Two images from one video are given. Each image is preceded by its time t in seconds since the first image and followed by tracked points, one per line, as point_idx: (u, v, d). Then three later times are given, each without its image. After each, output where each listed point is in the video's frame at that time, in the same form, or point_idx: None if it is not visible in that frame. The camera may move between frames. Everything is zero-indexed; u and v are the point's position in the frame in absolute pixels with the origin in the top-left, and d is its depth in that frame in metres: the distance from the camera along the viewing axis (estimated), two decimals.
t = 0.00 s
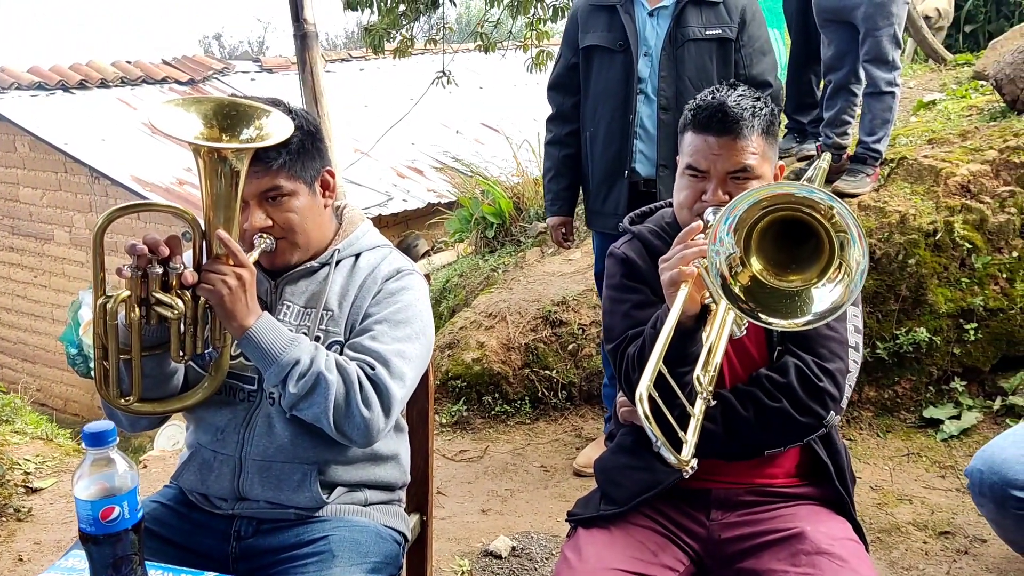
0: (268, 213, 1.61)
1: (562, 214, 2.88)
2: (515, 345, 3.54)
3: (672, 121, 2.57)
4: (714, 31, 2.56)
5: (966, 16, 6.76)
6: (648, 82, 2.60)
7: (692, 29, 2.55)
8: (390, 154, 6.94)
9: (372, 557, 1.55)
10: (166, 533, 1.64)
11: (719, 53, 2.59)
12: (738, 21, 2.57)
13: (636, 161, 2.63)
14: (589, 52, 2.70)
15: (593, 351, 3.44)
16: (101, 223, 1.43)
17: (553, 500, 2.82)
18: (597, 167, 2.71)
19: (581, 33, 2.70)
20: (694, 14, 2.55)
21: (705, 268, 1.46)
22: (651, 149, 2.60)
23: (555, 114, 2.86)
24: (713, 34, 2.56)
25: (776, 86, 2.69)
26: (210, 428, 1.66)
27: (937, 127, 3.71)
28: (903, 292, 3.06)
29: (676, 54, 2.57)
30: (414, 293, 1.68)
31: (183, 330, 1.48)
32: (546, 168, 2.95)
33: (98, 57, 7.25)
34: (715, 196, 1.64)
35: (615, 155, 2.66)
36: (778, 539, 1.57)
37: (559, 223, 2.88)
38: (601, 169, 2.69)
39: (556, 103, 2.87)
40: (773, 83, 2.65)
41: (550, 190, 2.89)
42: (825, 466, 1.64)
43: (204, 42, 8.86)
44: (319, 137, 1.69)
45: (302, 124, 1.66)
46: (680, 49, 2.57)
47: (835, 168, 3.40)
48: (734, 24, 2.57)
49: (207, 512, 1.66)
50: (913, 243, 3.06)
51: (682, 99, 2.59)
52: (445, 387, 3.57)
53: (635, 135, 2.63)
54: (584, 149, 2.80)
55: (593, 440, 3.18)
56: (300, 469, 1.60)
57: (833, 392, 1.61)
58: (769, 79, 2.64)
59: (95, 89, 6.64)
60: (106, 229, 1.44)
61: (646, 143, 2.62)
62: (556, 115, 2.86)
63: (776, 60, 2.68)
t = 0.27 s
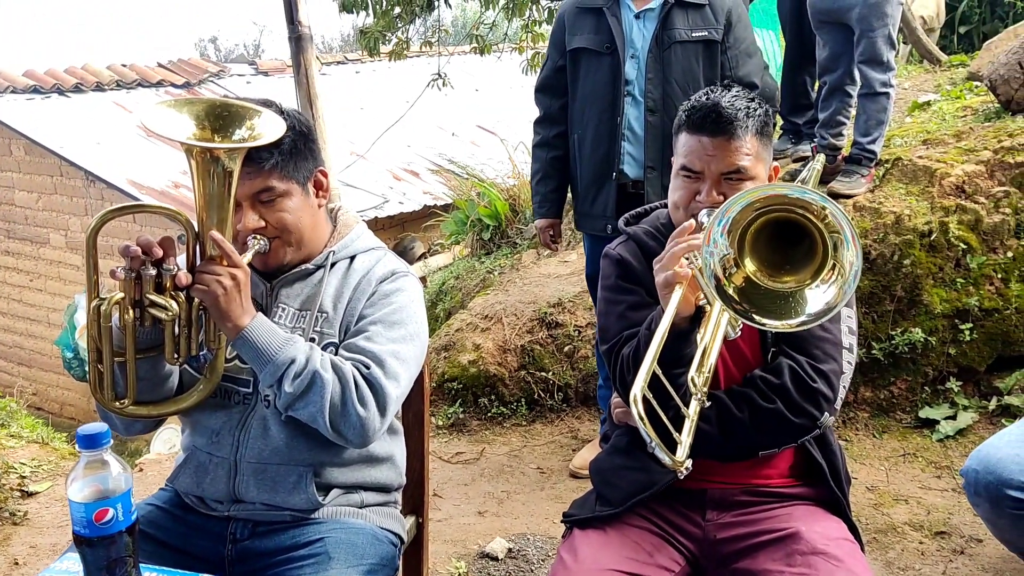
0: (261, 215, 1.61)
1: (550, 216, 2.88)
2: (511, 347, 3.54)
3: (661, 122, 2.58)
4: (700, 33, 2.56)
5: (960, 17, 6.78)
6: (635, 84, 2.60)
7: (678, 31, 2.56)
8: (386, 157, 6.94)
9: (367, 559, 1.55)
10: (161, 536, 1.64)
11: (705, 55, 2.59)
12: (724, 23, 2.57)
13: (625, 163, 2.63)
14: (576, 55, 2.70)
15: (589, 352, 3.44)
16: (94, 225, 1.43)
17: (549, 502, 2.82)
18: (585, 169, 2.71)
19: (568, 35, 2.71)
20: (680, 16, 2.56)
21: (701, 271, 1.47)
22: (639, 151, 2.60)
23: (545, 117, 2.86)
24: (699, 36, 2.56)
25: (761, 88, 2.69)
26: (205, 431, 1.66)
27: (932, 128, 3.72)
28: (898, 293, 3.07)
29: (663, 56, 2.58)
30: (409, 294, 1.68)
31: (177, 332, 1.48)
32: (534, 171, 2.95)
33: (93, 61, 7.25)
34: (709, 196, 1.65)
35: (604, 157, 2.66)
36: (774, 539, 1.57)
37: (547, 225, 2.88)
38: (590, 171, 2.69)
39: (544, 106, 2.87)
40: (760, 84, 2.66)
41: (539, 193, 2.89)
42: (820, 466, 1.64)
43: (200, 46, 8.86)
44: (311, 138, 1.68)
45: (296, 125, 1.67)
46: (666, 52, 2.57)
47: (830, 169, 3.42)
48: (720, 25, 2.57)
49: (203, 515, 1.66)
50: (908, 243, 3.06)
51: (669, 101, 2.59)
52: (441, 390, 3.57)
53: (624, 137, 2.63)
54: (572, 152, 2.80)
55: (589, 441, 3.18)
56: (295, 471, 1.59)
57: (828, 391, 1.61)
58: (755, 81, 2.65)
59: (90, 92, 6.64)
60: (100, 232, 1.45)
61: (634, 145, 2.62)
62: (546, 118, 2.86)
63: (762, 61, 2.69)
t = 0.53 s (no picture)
0: (257, 215, 1.61)
1: (542, 217, 2.88)
2: (508, 348, 3.54)
3: (652, 123, 2.58)
4: (691, 33, 2.56)
5: (956, 18, 6.79)
6: (627, 84, 2.61)
7: (669, 31, 2.56)
8: (383, 158, 6.94)
9: (364, 561, 1.55)
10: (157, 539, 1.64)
11: (697, 55, 2.59)
12: (715, 24, 2.57)
13: (617, 163, 2.63)
14: (568, 56, 2.70)
15: (586, 354, 3.43)
16: (91, 221, 1.44)
17: (547, 503, 2.81)
18: (578, 170, 2.70)
19: (559, 37, 2.71)
20: (671, 16, 2.56)
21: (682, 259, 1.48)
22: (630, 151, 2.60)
23: (538, 119, 2.86)
24: (690, 36, 2.56)
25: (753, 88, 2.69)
26: (201, 432, 1.66)
27: (928, 128, 3.73)
28: (895, 293, 3.07)
29: (654, 57, 2.58)
30: (404, 293, 1.68)
31: (170, 330, 1.48)
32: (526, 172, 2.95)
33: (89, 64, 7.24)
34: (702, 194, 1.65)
35: (596, 158, 2.66)
36: (772, 539, 1.57)
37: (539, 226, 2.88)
38: (582, 171, 2.69)
39: (535, 107, 2.86)
40: (752, 83, 2.66)
41: (532, 194, 2.89)
42: (817, 466, 1.64)
43: (196, 48, 8.85)
44: (309, 140, 1.69)
45: (293, 125, 1.67)
46: (658, 52, 2.57)
47: (826, 169, 3.42)
48: (711, 25, 2.57)
49: (199, 517, 1.66)
50: (905, 243, 3.07)
51: (660, 101, 2.59)
52: (438, 391, 3.57)
53: (615, 137, 2.63)
54: (564, 153, 2.80)
55: (586, 443, 3.18)
56: (291, 472, 1.59)
57: (824, 390, 1.61)
58: (746, 81, 2.64)
59: (86, 95, 6.63)
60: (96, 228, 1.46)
61: (626, 145, 2.62)
62: (539, 120, 2.86)
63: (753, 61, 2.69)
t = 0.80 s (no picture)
0: (258, 216, 1.61)
1: (538, 219, 2.88)
2: (505, 349, 3.54)
3: (646, 124, 2.58)
4: (685, 35, 2.57)
5: (952, 18, 6.80)
6: (621, 85, 2.61)
7: (664, 33, 2.56)
8: (380, 160, 6.94)
9: (361, 563, 1.55)
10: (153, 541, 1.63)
11: (691, 57, 2.60)
12: (709, 25, 2.59)
13: (611, 164, 2.64)
14: (563, 57, 2.71)
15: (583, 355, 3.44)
16: (93, 222, 1.43)
17: (544, 504, 2.82)
18: (573, 170, 2.70)
19: (554, 38, 2.71)
20: (665, 18, 2.57)
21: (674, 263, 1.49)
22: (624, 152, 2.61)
23: (534, 120, 2.86)
24: (684, 38, 2.57)
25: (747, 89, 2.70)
26: (198, 433, 1.66)
27: (924, 129, 3.74)
28: (892, 293, 3.07)
29: (648, 58, 2.58)
30: (402, 294, 1.68)
31: (172, 331, 1.48)
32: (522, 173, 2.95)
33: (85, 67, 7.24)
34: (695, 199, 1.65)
35: (590, 159, 2.66)
36: (768, 539, 1.57)
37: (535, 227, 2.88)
38: (577, 172, 2.69)
39: (531, 109, 2.87)
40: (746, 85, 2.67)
41: (528, 195, 2.89)
42: (812, 466, 1.64)
43: (193, 51, 8.85)
44: (310, 140, 1.69)
45: (294, 126, 1.67)
46: (652, 53, 2.58)
47: (822, 169, 3.40)
48: (705, 27, 2.58)
49: (195, 520, 1.66)
50: (901, 243, 3.07)
51: (654, 102, 2.60)
52: (435, 393, 3.57)
53: (609, 138, 2.63)
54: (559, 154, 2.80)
55: (584, 444, 3.18)
56: (288, 472, 1.59)
57: (818, 391, 1.61)
58: (741, 82, 2.65)
59: (83, 98, 6.63)
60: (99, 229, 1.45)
61: (620, 146, 2.62)
62: (535, 121, 2.86)
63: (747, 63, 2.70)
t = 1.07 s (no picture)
0: (256, 213, 1.62)
1: (534, 220, 2.89)
2: (502, 352, 3.55)
3: (641, 127, 2.59)
4: (679, 38, 2.58)
5: (948, 20, 6.83)
6: (615, 88, 2.62)
7: (657, 36, 2.57)
8: (377, 163, 6.95)
9: (361, 560, 1.55)
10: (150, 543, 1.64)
11: (685, 60, 2.61)
12: (703, 29, 2.60)
13: (605, 166, 2.65)
14: (557, 60, 2.72)
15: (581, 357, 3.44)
16: (91, 221, 1.45)
17: (542, 506, 2.82)
18: (567, 173, 2.71)
19: (549, 41, 2.72)
20: (659, 21, 2.57)
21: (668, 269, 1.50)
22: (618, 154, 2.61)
23: (529, 122, 2.87)
24: (678, 41, 2.58)
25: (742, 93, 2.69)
26: (195, 431, 1.66)
27: (920, 130, 3.75)
28: (888, 294, 3.08)
29: (642, 61, 2.59)
30: (401, 292, 1.69)
31: (171, 328, 1.49)
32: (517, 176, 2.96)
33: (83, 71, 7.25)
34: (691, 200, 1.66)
35: (585, 160, 2.67)
36: (765, 539, 1.58)
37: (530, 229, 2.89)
38: (571, 174, 2.70)
39: (526, 111, 2.88)
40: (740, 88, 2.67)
41: (525, 197, 2.90)
42: (809, 467, 1.65)
43: (190, 55, 8.86)
44: (307, 140, 1.69)
45: (292, 126, 1.67)
46: (646, 56, 2.59)
47: (818, 171, 3.40)
48: (699, 30, 2.59)
49: (192, 521, 1.66)
50: (898, 245, 3.08)
51: (648, 105, 2.60)
52: (433, 395, 3.57)
53: (603, 140, 2.64)
54: (554, 155, 2.81)
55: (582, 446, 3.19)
56: (286, 471, 1.60)
57: (814, 394, 1.61)
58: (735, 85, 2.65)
59: (80, 102, 6.64)
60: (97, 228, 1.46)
61: (614, 148, 2.63)
62: (530, 123, 2.87)
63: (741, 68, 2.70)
